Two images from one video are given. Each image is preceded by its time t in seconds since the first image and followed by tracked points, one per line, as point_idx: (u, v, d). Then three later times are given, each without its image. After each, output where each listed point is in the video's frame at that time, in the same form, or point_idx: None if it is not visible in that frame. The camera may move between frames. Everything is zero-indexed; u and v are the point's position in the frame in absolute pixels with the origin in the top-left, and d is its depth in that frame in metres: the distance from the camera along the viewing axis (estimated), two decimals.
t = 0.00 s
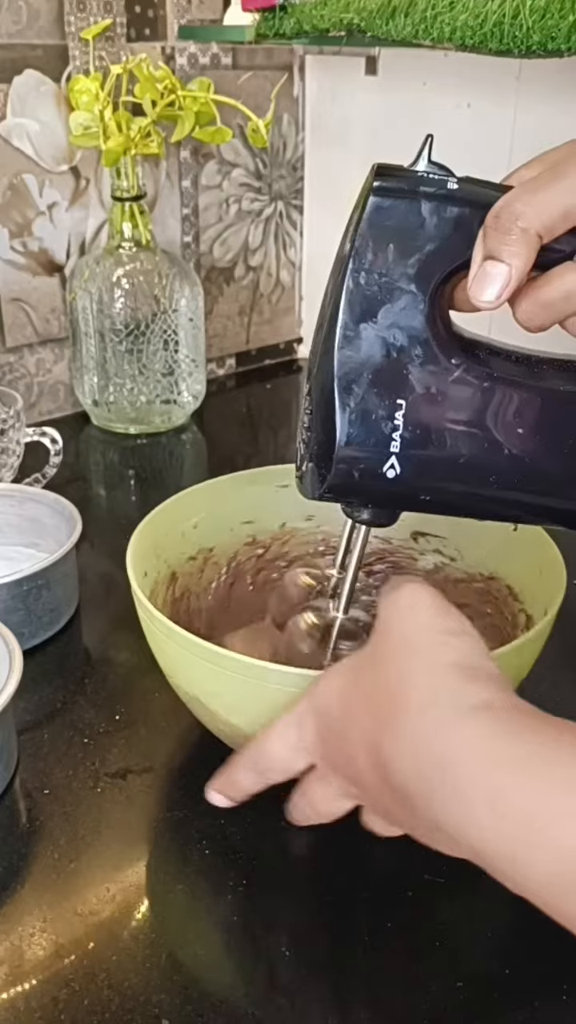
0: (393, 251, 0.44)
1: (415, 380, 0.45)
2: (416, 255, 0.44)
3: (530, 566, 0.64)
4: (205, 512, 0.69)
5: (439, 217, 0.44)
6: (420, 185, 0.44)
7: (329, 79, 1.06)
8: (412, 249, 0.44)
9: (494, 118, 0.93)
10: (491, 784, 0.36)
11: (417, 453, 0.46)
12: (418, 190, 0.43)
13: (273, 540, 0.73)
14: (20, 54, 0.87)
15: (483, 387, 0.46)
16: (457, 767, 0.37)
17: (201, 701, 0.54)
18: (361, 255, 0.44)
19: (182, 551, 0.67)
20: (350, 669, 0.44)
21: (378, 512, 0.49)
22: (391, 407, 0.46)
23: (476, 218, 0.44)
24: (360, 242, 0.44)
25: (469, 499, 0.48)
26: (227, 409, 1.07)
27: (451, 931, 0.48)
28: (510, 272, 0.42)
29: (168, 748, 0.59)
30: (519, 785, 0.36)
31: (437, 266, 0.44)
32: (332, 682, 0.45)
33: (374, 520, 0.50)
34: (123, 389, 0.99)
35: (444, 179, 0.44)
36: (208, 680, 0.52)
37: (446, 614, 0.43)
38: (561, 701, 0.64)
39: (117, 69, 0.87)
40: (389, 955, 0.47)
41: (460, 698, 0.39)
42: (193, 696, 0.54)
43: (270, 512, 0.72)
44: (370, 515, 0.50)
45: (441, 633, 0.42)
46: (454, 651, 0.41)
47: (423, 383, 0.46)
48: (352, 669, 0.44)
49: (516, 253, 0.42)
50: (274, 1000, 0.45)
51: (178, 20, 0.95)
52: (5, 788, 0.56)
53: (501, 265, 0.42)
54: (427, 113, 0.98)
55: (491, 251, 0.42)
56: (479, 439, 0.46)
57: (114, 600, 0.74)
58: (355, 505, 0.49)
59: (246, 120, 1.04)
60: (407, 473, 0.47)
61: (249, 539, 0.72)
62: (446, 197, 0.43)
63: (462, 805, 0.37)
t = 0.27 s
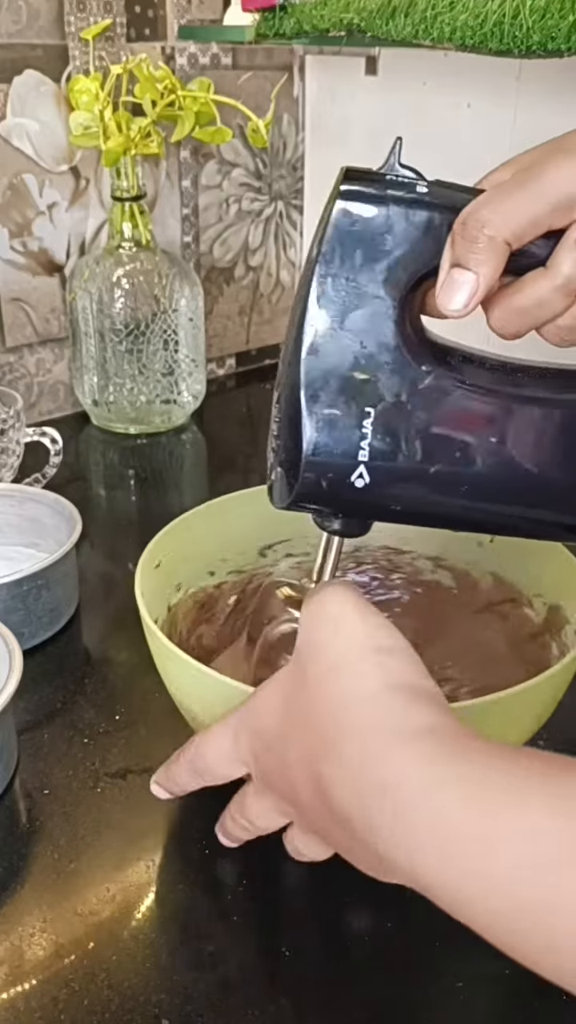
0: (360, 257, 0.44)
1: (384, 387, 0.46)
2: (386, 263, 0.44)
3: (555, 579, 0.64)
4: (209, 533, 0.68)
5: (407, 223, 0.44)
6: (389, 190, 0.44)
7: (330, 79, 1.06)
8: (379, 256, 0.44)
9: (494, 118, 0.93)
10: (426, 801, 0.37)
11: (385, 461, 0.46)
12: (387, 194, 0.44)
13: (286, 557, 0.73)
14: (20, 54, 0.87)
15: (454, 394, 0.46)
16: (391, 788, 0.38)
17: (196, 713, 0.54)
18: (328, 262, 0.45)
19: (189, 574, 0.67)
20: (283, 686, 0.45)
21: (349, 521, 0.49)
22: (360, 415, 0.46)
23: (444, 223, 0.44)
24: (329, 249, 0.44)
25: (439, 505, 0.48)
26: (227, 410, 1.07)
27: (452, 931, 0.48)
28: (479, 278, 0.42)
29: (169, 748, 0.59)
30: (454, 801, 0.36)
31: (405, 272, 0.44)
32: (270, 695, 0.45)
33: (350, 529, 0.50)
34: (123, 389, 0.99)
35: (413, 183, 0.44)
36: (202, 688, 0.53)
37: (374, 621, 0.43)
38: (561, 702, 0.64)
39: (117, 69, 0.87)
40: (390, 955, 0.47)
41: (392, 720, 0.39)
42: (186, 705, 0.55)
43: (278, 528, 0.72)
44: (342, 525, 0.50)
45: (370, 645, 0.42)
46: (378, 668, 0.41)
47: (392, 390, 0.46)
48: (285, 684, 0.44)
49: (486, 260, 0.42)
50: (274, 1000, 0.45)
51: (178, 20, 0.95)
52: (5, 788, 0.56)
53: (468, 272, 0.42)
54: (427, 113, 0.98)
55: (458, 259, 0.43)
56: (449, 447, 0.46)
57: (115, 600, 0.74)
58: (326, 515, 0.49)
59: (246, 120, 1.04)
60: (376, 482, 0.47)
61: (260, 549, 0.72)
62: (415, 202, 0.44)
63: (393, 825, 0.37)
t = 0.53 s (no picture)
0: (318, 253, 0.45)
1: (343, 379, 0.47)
2: (342, 256, 0.45)
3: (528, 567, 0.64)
4: (177, 516, 0.67)
5: (362, 220, 0.45)
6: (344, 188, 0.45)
7: (330, 79, 1.06)
8: (337, 252, 0.45)
9: (494, 118, 0.93)
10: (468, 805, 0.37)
11: (345, 454, 0.47)
12: (342, 192, 0.45)
13: (263, 538, 0.72)
14: (20, 54, 0.87)
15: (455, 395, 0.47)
16: (433, 794, 0.38)
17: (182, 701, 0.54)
18: (285, 258, 0.45)
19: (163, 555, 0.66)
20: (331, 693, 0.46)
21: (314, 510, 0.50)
22: (320, 408, 0.47)
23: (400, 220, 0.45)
24: (288, 245, 0.45)
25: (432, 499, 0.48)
26: (227, 409, 1.07)
27: (453, 930, 0.48)
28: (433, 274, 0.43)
29: (168, 748, 0.59)
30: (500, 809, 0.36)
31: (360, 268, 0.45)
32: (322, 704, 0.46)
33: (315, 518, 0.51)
34: (123, 389, 0.99)
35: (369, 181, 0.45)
36: (179, 678, 0.53)
37: (418, 629, 0.44)
38: (562, 702, 0.64)
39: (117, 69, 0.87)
40: (391, 955, 0.47)
41: (437, 727, 0.39)
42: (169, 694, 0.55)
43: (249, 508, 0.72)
44: (309, 512, 0.50)
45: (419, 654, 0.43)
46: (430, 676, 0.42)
47: (352, 384, 0.47)
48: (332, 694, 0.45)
49: (440, 257, 0.43)
50: (274, 1000, 0.45)
51: (178, 19, 0.95)
52: (5, 788, 0.56)
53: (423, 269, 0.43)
54: (427, 112, 0.98)
55: (414, 257, 0.44)
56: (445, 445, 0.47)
57: (114, 600, 0.74)
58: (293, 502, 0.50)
59: (246, 120, 1.03)
60: (336, 474, 0.47)
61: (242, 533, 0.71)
62: (369, 200, 0.45)
63: (436, 828, 0.38)
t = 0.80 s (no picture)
0: (296, 241, 0.46)
1: (320, 359, 0.47)
2: (320, 243, 0.46)
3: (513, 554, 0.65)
4: (176, 507, 0.67)
5: (338, 209, 0.46)
6: (320, 179, 0.46)
7: (330, 79, 1.06)
8: (313, 239, 0.46)
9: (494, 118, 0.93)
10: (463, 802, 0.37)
11: (323, 433, 0.47)
12: (318, 183, 0.46)
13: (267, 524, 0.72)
14: (20, 54, 0.87)
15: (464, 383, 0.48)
16: (430, 794, 0.38)
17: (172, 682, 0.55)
18: (265, 246, 0.46)
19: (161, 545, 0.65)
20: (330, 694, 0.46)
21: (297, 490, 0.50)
22: (299, 389, 0.47)
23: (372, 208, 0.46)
24: (267, 234, 0.46)
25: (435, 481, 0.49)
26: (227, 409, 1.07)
27: (453, 930, 0.48)
28: (402, 259, 0.44)
29: (168, 748, 0.59)
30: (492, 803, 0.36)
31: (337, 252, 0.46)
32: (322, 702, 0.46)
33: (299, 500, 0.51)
34: (123, 389, 0.99)
35: (343, 171, 0.46)
36: (167, 659, 0.53)
37: (412, 631, 0.44)
38: (562, 701, 0.64)
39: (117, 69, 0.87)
40: (390, 955, 0.47)
41: (435, 727, 0.39)
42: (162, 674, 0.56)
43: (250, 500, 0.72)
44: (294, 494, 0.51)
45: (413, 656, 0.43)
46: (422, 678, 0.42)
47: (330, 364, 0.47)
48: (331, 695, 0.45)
49: (408, 242, 0.44)
50: (274, 1001, 0.45)
51: (178, 19, 0.95)
52: (5, 788, 0.56)
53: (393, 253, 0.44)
54: (427, 112, 0.98)
55: (384, 241, 0.45)
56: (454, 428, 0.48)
57: (114, 600, 0.74)
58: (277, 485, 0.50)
59: (246, 120, 1.03)
60: (316, 453, 0.48)
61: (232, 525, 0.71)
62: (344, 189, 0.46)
63: (433, 829, 0.38)
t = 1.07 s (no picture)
0: (293, 238, 0.46)
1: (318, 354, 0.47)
2: (319, 241, 0.46)
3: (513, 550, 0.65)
4: (174, 507, 0.67)
5: (335, 205, 0.46)
6: (315, 173, 0.46)
7: (329, 79, 1.06)
8: (311, 236, 0.46)
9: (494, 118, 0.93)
10: (472, 804, 0.37)
11: (323, 425, 0.48)
12: (313, 178, 0.46)
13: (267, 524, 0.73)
14: (20, 53, 0.87)
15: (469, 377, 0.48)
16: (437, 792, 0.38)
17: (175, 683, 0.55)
18: (263, 242, 0.46)
19: (159, 546, 0.65)
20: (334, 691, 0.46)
21: (300, 483, 0.50)
22: (299, 386, 0.47)
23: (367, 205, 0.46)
24: (264, 230, 0.46)
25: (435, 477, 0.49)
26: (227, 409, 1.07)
27: (453, 930, 0.48)
28: (398, 253, 0.45)
29: (168, 748, 0.59)
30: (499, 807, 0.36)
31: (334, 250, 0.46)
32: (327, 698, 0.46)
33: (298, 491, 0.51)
34: (123, 389, 0.99)
35: (339, 165, 0.46)
36: (170, 659, 0.53)
37: (411, 625, 0.44)
38: (562, 701, 0.64)
39: (117, 69, 0.87)
40: (391, 955, 0.47)
41: (440, 724, 0.40)
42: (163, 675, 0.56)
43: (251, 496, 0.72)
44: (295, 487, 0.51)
45: (417, 653, 0.43)
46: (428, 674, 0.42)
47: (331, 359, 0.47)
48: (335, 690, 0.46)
49: (404, 237, 0.45)
50: (274, 1001, 0.45)
51: (178, 19, 0.95)
52: (5, 788, 0.56)
53: (388, 249, 0.44)
54: (427, 113, 0.98)
55: (380, 236, 0.45)
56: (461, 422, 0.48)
57: (114, 600, 0.74)
58: (277, 478, 0.50)
59: (246, 120, 1.03)
60: (315, 447, 0.48)
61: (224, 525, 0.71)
62: (340, 185, 0.46)
63: (441, 827, 0.38)
